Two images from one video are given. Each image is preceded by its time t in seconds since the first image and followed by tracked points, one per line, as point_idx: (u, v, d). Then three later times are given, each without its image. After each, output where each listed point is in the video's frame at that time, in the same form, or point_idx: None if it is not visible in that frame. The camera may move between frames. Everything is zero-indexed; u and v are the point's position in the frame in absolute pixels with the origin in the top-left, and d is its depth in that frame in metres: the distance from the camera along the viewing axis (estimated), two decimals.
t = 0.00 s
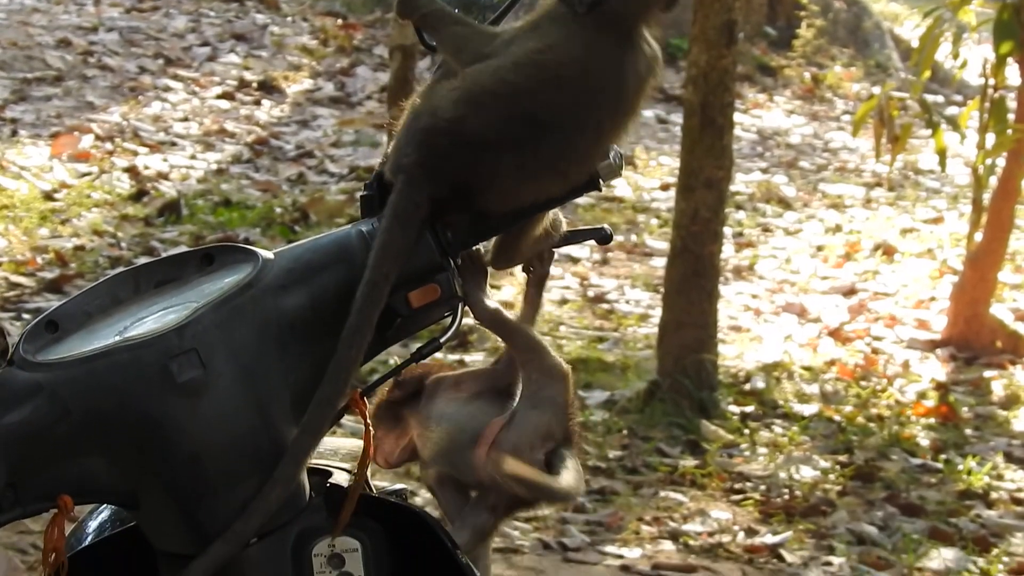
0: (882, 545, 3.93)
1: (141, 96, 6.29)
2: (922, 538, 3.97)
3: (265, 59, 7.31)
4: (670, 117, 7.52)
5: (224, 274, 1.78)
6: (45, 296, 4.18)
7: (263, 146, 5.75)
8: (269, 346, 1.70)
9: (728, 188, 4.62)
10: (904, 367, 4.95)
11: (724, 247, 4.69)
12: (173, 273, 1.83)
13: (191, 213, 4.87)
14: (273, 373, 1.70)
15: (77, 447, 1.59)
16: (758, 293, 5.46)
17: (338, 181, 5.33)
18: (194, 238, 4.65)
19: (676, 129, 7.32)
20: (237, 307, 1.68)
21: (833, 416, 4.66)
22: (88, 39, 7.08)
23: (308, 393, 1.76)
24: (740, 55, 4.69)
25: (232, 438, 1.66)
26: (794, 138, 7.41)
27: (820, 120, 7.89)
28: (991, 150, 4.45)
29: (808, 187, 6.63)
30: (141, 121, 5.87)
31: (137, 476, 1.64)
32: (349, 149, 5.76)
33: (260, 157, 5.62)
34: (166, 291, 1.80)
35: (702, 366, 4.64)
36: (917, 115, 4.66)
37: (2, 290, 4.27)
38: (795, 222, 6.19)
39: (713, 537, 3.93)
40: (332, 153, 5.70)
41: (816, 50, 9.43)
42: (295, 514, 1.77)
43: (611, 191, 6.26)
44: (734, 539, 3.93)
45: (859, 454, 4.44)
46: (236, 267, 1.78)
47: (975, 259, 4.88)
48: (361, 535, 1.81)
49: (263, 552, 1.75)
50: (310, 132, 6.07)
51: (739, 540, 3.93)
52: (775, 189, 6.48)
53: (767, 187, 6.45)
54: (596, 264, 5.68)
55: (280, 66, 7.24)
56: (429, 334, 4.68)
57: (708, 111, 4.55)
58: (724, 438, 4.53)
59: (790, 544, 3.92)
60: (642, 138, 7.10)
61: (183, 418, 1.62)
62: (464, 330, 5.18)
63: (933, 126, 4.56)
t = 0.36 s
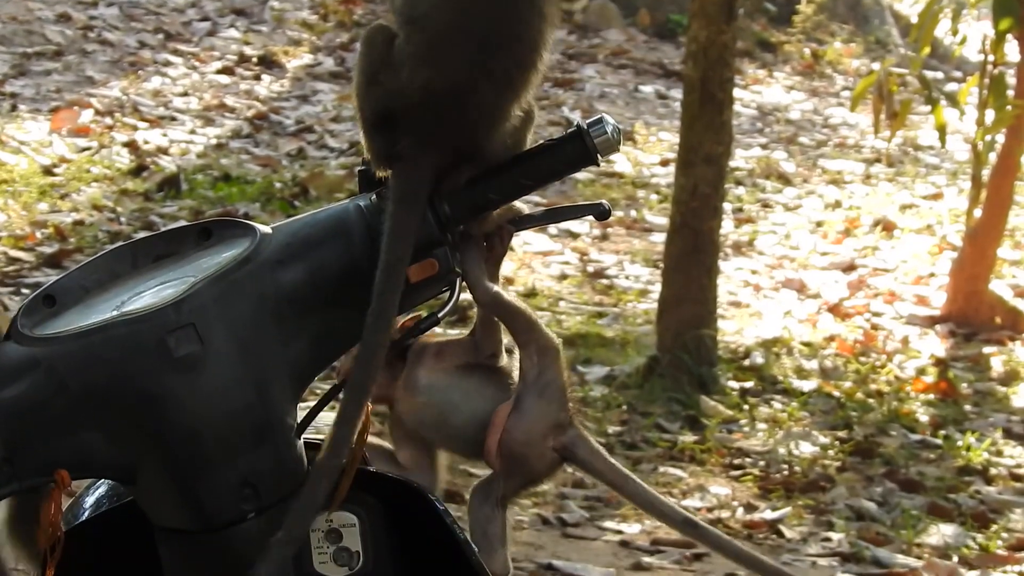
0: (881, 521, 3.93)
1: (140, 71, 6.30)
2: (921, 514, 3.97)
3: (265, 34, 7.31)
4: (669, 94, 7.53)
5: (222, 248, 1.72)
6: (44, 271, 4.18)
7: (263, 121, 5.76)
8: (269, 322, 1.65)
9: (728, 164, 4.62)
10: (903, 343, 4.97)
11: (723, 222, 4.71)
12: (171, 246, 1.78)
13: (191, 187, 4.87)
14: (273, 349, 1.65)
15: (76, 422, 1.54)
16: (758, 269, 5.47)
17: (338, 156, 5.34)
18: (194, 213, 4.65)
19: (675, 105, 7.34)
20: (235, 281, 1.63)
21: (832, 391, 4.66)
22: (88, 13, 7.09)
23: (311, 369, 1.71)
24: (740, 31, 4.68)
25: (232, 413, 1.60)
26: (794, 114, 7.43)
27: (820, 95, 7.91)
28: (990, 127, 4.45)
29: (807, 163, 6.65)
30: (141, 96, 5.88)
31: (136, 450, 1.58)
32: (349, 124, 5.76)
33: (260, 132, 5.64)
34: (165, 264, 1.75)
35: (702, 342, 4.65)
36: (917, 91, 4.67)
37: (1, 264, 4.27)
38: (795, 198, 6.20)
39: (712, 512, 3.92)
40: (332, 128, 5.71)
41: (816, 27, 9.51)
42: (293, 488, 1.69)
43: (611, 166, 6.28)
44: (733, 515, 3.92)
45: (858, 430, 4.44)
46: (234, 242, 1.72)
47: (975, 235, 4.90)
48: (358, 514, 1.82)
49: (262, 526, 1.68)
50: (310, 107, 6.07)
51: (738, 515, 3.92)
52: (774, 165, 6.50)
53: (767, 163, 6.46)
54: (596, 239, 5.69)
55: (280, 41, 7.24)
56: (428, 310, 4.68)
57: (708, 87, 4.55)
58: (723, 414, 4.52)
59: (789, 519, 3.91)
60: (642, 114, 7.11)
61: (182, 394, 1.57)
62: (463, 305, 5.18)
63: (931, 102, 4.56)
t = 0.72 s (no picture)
0: (878, 507, 3.94)
1: (138, 57, 6.30)
2: (917, 500, 3.97)
3: (263, 21, 7.31)
4: (667, 80, 7.54)
5: (216, 233, 1.54)
6: (40, 257, 4.17)
7: (260, 107, 5.77)
8: (266, 308, 1.46)
9: (725, 151, 4.63)
10: (900, 329, 4.99)
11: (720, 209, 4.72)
12: (166, 233, 1.58)
13: (188, 174, 4.87)
14: (270, 334, 1.46)
15: (66, 405, 1.35)
16: (755, 255, 5.47)
17: (336, 143, 5.34)
18: (191, 199, 4.65)
19: (672, 91, 7.35)
20: (230, 263, 1.44)
21: (830, 377, 4.67)
22: None
23: (307, 356, 1.51)
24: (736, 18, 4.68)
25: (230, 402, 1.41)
26: (791, 101, 7.43)
27: (818, 82, 7.92)
28: (987, 113, 4.44)
29: (805, 149, 6.66)
30: (139, 82, 5.89)
31: (131, 435, 1.38)
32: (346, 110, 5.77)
33: (258, 118, 5.65)
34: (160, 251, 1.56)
35: (698, 328, 4.66)
36: (914, 78, 4.66)
37: None
38: (792, 184, 6.21)
39: (709, 499, 3.93)
40: (329, 114, 5.71)
41: (813, 14, 9.51)
42: (286, 476, 1.48)
43: (609, 152, 6.29)
44: (730, 501, 3.93)
45: (855, 417, 4.44)
46: (229, 228, 1.53)
47: (972, 222, 4.93)
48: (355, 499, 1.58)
49: (254, 515, 1.46)
50: (307, 93, 6.06)
51: (735, 502, 3.92)
52: (772, 151, 6.50)
53: (764, 149, 6.46)
54: (593, 226, 5.69)
55: (278, 27, 7.24)
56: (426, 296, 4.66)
57: (705, 74, 4.55)
58: (721, 400, 4.52)
59: (786, 506, 3.91)
60: (639, 100, 7.12)
61: (179, 379, 1.38)
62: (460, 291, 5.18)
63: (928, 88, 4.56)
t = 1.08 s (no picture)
0: (869, 495, 3.93)
1: (129, 45, 6.30)
2: (908, 488, 3.97)
3: (254, 8, 7.30)
4: (658, 68, 7.54)
5: (205, 221, 1.54)
6: (30, 245, 4.16)
7: (251, 95, 5.77)
8: (253, 295, 1.46)
9: (716, 138, 4.63)
10: (892, 317, 5.00)
11: (712, 197, 4.72)
12: (154, 220, 1.58)
13: (179, 161, 4.87)
14: (257, 320, 1.46)
15: (57, 393, 1.35)
16: (747, 243, 5.47)
17: (327, 131, 5.34)
18: (182, 186, 4.65)
19: (663, 79, 7.35)
20: (218, 251, 1.44)
21: (821, 365, 4.67)
22: None
23: (295, 342, 1.52)
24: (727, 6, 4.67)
25: (219, 387, 1.42)
26: (782, 88, 7.43)
27: (809, 69, 7.92)
28: (978, 101, 4.44)
29: (796, 137, 6.66)
30: (129, 69, 5.90)
31: (121, 421, 1.39)
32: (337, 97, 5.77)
33: (249, 106, 5.65)
34: (148, 238, 1.56)
35: (690, 316, 4.66)
36: (905, 66, 4.66)
37: None
38: (783, 172, 6.21)
39: (700, 487, 3.92)
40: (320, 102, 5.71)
41: (805, 2, 9.51)
42: (276, 463, 1.50)
43: (600, 140, 6.29)
44: (721, 489, 3.92)
45: (846, 404, 4.44)
46: (218, 216, 1.53)
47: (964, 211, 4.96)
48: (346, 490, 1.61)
49: (243, 503, 1.48)
50: (299, 80, 6.05)
51: (726, 490, 3.92)
52: (763, 139, 6.50)
53: (755, 137, 6.46)
54: (584, 213, 5.69)
55: (269, 14, 7.23)
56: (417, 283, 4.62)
57: (697, 61, 4.55)
58: (712, 388, 4.52)
59: (777, 494, 3.90)
60: (630, 88, 7.12)
61: (167, 367, 1.38)
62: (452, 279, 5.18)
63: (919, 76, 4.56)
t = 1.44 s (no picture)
0: (858, 483, 3.92)
1: (118, 34, 6.31)
2: (898, 477, 3.95)
3: None
4: (647, 57, 7.54)
5: (193, 210, 1.58)
6: (19, 234, 4.17)
7: (240, 84, 5.78)
8: (243, 286, 1.50)
9: (705, 127, 4.63)
10: (881, 306, 5.01)
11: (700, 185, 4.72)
12: (142, 209, 1.62)
13: (167, 150, 4.88)
14: (246, 311, 1.49)
15: (45, 380, 1.38)
16: (736, 231, 5.47)
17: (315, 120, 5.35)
18: (170, 175, 4.66)
19: (653, 68, 7.35)
20: (207, 241, 1.47)
21: (810, 354, 4.66)
22: None
23: (284, 334, 1.56)
24: None
25: (206, 376, 1.45)
26: (772, 77, 7.43)
27: (798, 58, 7.91)
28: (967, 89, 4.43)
29: (785, 126, 6.66)
30: (118, 58, 5.92)
31: (108, 410, 1.42)
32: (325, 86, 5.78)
33: (237, 95, 5.66)
34: (134, 227, 1.60)
35: (678, 304, 4.65)
36: (894, 54, 4.65)
37: None
38: (773, 160, 6.21)
39: (690, 476, 3.90)
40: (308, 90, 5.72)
41: None
42: (263, 448, 1.53)
43: (589, 129, 6.29)
44: (710, 477, 3.90)
45: (835, 393, 4.43)
46: (206, 205, 1.56)
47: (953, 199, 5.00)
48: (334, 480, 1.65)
49: (233, 491, 1.51)
50: (287, 69, 6.05)
51: (715, 478, 3.90)
52: (752, 127, 6.50)
53: (744, 126, 6.46)
54: (573, 202, 5.69)
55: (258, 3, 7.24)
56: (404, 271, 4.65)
57: (685, 49, 4.54)
58: (701, 376, 4.51)
59: (766, 483, 3.89)
60: (619, 77, 7.12)
61: (156, 356, 1.42)
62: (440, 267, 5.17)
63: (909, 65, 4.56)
